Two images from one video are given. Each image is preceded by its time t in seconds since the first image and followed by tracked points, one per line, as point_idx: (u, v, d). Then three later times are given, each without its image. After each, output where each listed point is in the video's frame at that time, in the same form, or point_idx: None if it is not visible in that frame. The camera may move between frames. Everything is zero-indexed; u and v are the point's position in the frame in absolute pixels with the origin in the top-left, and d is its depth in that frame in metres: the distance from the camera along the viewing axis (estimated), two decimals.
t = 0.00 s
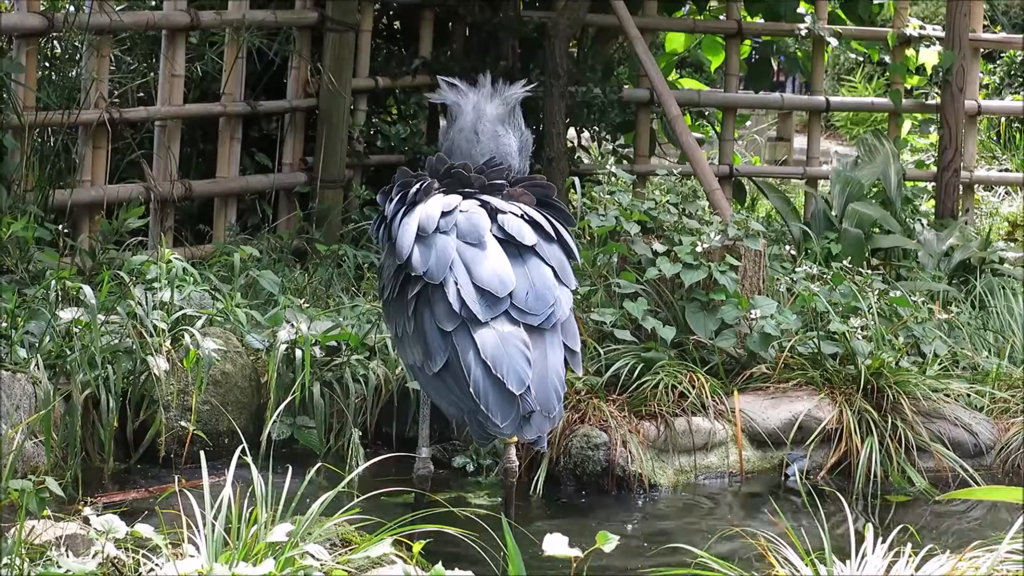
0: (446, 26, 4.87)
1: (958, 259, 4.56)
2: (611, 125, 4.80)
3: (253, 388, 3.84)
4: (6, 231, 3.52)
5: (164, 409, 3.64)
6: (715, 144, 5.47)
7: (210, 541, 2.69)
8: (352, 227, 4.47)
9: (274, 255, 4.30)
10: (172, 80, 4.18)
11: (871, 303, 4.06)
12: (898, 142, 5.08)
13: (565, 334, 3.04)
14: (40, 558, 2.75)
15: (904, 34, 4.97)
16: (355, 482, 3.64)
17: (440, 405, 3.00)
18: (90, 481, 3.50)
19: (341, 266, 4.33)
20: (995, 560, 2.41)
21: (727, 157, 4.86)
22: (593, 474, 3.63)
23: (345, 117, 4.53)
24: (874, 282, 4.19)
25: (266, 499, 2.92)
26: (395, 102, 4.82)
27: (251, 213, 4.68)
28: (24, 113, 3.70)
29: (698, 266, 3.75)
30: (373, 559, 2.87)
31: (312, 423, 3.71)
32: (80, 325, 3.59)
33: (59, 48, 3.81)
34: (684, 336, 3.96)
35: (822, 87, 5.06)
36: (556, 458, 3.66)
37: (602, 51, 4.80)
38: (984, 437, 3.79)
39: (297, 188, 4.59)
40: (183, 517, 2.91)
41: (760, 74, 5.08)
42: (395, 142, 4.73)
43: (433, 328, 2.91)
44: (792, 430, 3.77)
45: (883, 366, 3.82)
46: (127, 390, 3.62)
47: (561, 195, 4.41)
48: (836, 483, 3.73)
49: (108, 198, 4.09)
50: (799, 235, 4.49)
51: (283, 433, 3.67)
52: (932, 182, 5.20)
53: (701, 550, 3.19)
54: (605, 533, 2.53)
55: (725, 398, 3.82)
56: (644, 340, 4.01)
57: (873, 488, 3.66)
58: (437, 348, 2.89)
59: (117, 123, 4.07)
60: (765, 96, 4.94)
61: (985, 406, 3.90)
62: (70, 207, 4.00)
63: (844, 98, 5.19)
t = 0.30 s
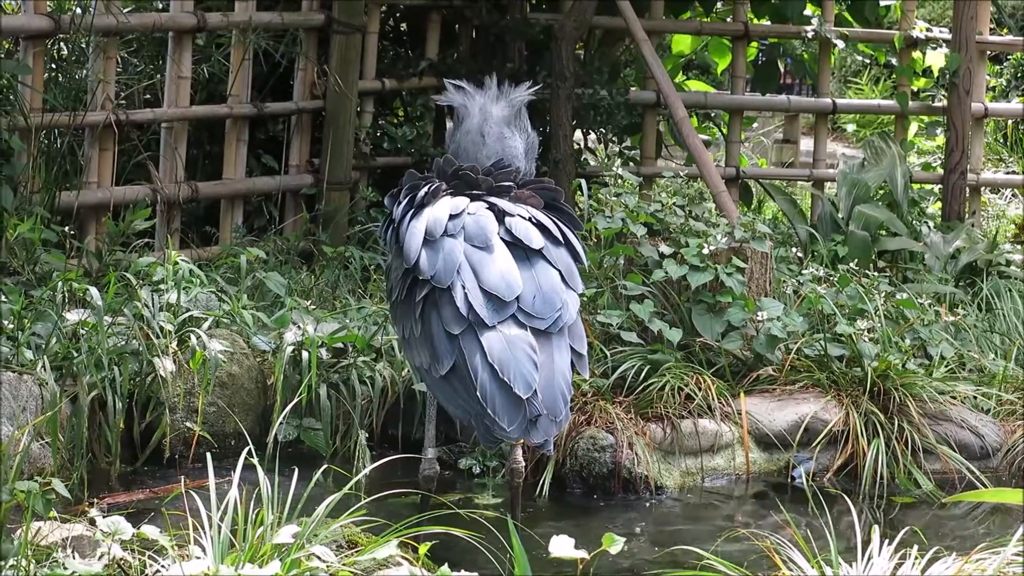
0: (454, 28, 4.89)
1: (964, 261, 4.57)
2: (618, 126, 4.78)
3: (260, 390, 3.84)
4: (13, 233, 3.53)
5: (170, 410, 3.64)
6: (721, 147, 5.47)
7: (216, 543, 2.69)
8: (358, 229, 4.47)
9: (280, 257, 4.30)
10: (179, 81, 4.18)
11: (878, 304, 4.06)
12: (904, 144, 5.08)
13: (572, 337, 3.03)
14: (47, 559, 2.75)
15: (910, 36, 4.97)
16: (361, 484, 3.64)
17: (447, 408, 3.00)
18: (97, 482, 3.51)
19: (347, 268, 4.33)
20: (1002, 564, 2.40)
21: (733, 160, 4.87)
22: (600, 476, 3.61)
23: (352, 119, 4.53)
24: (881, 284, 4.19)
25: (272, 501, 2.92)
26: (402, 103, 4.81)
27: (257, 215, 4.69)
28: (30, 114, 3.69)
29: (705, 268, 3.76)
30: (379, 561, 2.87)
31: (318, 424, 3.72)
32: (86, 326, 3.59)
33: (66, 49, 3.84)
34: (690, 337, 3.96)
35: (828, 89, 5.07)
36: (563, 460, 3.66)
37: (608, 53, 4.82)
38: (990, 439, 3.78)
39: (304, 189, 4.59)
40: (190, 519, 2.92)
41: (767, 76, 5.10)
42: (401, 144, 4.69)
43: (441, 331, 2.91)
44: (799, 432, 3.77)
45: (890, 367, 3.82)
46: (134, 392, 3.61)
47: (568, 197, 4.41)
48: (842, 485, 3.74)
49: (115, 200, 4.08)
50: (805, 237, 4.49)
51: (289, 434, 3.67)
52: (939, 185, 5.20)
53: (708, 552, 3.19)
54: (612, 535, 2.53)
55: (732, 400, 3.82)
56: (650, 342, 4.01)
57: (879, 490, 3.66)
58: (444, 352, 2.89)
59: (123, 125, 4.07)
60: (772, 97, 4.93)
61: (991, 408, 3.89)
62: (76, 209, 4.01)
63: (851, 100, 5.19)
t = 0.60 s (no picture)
0: (460, 31, 4.88)
1: (969, 264, 4.57)
2: (623, 129, 4.78)
3: (264, 392, 3.84)
4: (18, 235, 3.53)
5: (175, 413, 3.63)
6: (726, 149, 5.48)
7: (222, 545, 2.68)
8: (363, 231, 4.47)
9: (285, 260, 4.30)
10: (184, 84, 4.18)
11: (883, 307, 4.06)
12: (909, 147, 5.08)
13: (574, 341, 3.02)
14: (53, 561, 2.75)
15: (916, 39, 4.99)
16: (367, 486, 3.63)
17: (449, 411, 3.00)
18: (101, 484, 3.50)
19: (352, 270, 4.33)
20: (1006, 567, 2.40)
21: (738, 162, 4.87)
22: (605, 479, 3.61)
23: (357, 122, 4.53)
24: (886, 287, 4.19)
25: (277, 503, 2.92)
26: (407, 106, 4.82)
27: (262, 217, 4.68)
28: (35, 117, 3.70)
29: (710, 271, 3.75)
30: (384, 564, 2.87)
31: (324, 427, 3.71)
32: (91, 329, 3.59)
33: (72, 51, 3.84)
34: (696, 340, 3.96)
35: (833, 91, 5.07)
36: (568, 462, 3.66)
37: (613, 55, 4.82)
38: (995, 442, 3.78)
39: (309, 192, 4.61)
40: (195, 521, 2.92)
41: (772, 79, 5.11)
42: (407, 146, 4.73)
43: (443, 335, 2.91)
44: (804, 435, 3.77)
45: (894, 371, 3.83)
46: (139, 394, 3.61)
47: (573, 200, 4.41)
48: (847, 487, 3.73)
49: (120, 203, 4.10)
50: (810, 240, 4.49)
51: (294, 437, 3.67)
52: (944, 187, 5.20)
53: (712, 555, 3.19)
54: (616, 540, 2.54)
55: (737, 402, 3.82)
56: (655, 345, 4.01)
57: (884, 493, 3.67)
58: (446, 354, 2.89)
59: (128, 127, 4.07)
60: (777, 100, 4.92)
61: (996, 410, 3.87)
62: (81, 211, 4.00)
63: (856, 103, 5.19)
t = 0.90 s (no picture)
0: (462, 32, 4.86)
1: (971, 266, 4.57)
2: (626, 130, 4.78)
3: (266, 395, 3.83)
4: (20, 238, 3.53)
5: (177, 415, 3.63)
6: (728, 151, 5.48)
7: (224, 548, 2.68)
8: (365, 233, 4.46)
9: (287, 261, 4.30)
10: (186, 86, 4.18)
11: (885, 309, 4.06)
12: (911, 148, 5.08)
13: (575, 344, 3.02)
14: (54, 564, 2.75)
15: (918, 41, 5.00)
16: (369, 488, 3.63)
17: (450, 414, 3.00)
18: (103, 487, 3.50)
19: (354, 272, 4.33)
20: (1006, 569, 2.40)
21: (740, 164, 4.87)
22: (606, 481, 3.61)
23: (359, 124, 4.54)
24: (888, 289, 4.18)
25: (279, 505, 2.92)
26: (410, 108, 4.82)
27: (264, 219, 4.67)
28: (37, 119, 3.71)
29: (712, 273, 3.76)
30: (386, 567, 2.87)
31: (325, 429, 3.71)
32: (93, 331, 3.58)
33: (74, 54, 3.85)
34: (697, 342, 3.96)
35: (835, 92, 5.07)
36: (569, 464, 3.66)
37: (616, 57, 4.80)
38: (997, 444, 3.79)
39: (311, 194, 4.61)
40: (196, 523, 2.92)
41: (774, 81, 5.11)
42: (408, 148, 4.78)
43: (444, 339, 2.91)
44: (805, 436, 3.77)
45: (896, 372, 3.83)
46: (141, 397, 3.61)
47: (575, 202, 4.41)
48: (849, 489, 3.74)
49: (122, 205, 4.09)
50: (812, 241, 4.50)
51: (296, 439, 3.66)
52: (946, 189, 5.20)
53: (714, 556, 3.19)
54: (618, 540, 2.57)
55: (738, 404, 3.81)
56: (657, 347, 4.01)
57: (886, 495, 3.67)
58: (446, 358, 2.89)
59: (130, 129, 4.07)
60: (779, 102, 4.93)
61: (998, 412, 3.87)
62: (83, 214, 4.01)
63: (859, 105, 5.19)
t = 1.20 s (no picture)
0: (462, 34, 4.85)
1: (974, 267, 4.57)
2: (628, 132, 4.80)
3: (269, 396, 3.83)
4: (22, 238, 3.53)
5: (180, 416, 3.63)
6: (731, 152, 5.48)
7: (227, 548, 2.68)
8: (368, 234, 4.46)
9: (290, 262, 4.30)
10: (189, 87, 4.18)
11: (888, 310, 4.06)
12: (914, 150, 5.08)
13: (580, 347, 3.03)
14: (57, 565, 2.75)
15: (921, 42, 4.99)
16: (372, 489, 3.63)
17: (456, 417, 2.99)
18: (106, 488, 3.50)
19: (357, 273, 4.32)
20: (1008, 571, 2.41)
21: (743, 165, 4.87)
22: (609, 482, 3.61)
23: (362, 125, 4.54)
24: (891, 290, 4.18)
25: (282, 506, 2.92)
26: (412, 109, 4.83)
27: (267, 220, 4.66)
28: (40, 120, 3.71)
29: (714, 274, 3.75)
30: (389, 568, 2.87)
31: (328, 430, 3.71)
32: (96, 332, 3.58)
33: (76, 54, 3.85)
34: (700, 343, 3.96)
35: (838, 93, 5.06)
36: (572, 466, 3.65)
37: (619, 58, 4.81)
38: (1000, 445, 3.79)
39: (313, 195, 4.60)
40: (199, 524, 2.92)
41: (777, 82, 5.11)
42: (412, 149, 4.78)
43: (450, 342, 2.90)
44: (808, 437, 3.77)
45: (899, 373, 3.83)
46: (144, 398, 3.61)
47: (577, 204, 4.41)
48: (851, 490, 3.74)
49: (124, 206, 4.09)
50: (815, 243, 4.50)
51: (299, 440, 3.66)
52: (948, 190, 5.20)
53: (717, 557, 3.19)
54: (620, 541, 2.60)
55: (741, 406, 3.81)
56: (660, 348, 4.01)
57: (889, 495, 3.67)
58: (453, 361, 2.88)
59: (133, 130, 4.07)
60: (781, 103, 4.92)
61: (1000, 413, 3.88)
62: (86, 215, 4.00)
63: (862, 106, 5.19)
